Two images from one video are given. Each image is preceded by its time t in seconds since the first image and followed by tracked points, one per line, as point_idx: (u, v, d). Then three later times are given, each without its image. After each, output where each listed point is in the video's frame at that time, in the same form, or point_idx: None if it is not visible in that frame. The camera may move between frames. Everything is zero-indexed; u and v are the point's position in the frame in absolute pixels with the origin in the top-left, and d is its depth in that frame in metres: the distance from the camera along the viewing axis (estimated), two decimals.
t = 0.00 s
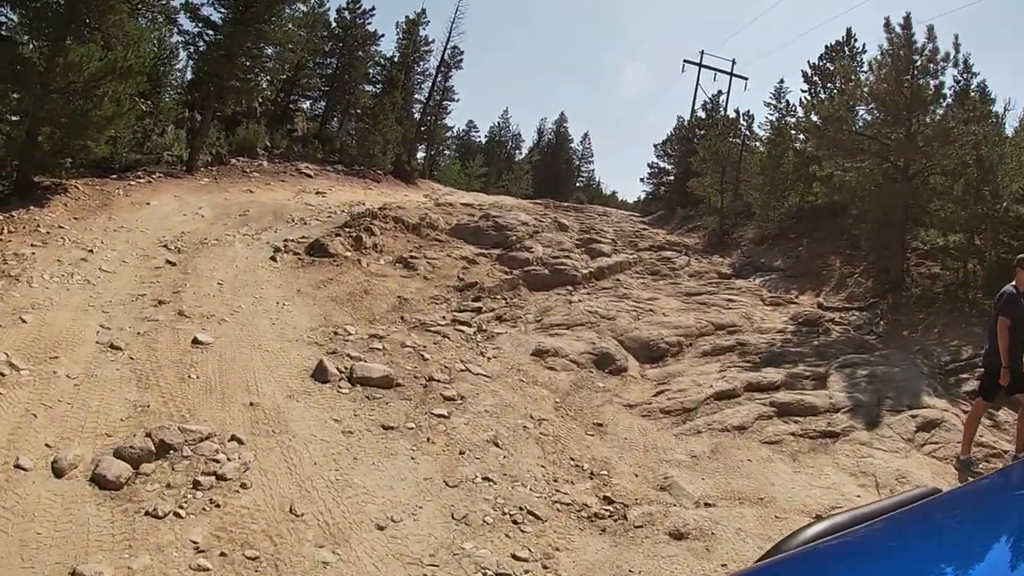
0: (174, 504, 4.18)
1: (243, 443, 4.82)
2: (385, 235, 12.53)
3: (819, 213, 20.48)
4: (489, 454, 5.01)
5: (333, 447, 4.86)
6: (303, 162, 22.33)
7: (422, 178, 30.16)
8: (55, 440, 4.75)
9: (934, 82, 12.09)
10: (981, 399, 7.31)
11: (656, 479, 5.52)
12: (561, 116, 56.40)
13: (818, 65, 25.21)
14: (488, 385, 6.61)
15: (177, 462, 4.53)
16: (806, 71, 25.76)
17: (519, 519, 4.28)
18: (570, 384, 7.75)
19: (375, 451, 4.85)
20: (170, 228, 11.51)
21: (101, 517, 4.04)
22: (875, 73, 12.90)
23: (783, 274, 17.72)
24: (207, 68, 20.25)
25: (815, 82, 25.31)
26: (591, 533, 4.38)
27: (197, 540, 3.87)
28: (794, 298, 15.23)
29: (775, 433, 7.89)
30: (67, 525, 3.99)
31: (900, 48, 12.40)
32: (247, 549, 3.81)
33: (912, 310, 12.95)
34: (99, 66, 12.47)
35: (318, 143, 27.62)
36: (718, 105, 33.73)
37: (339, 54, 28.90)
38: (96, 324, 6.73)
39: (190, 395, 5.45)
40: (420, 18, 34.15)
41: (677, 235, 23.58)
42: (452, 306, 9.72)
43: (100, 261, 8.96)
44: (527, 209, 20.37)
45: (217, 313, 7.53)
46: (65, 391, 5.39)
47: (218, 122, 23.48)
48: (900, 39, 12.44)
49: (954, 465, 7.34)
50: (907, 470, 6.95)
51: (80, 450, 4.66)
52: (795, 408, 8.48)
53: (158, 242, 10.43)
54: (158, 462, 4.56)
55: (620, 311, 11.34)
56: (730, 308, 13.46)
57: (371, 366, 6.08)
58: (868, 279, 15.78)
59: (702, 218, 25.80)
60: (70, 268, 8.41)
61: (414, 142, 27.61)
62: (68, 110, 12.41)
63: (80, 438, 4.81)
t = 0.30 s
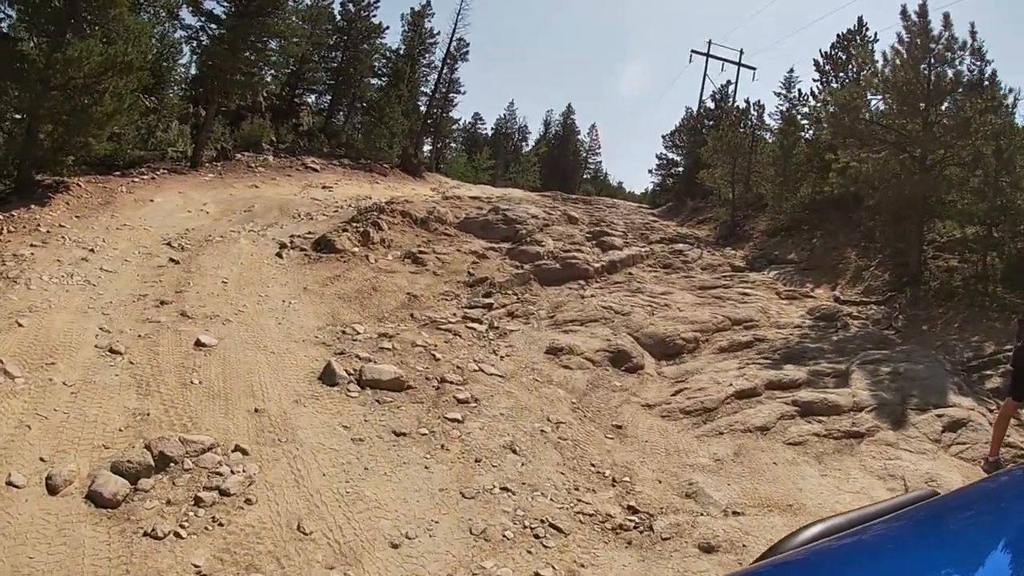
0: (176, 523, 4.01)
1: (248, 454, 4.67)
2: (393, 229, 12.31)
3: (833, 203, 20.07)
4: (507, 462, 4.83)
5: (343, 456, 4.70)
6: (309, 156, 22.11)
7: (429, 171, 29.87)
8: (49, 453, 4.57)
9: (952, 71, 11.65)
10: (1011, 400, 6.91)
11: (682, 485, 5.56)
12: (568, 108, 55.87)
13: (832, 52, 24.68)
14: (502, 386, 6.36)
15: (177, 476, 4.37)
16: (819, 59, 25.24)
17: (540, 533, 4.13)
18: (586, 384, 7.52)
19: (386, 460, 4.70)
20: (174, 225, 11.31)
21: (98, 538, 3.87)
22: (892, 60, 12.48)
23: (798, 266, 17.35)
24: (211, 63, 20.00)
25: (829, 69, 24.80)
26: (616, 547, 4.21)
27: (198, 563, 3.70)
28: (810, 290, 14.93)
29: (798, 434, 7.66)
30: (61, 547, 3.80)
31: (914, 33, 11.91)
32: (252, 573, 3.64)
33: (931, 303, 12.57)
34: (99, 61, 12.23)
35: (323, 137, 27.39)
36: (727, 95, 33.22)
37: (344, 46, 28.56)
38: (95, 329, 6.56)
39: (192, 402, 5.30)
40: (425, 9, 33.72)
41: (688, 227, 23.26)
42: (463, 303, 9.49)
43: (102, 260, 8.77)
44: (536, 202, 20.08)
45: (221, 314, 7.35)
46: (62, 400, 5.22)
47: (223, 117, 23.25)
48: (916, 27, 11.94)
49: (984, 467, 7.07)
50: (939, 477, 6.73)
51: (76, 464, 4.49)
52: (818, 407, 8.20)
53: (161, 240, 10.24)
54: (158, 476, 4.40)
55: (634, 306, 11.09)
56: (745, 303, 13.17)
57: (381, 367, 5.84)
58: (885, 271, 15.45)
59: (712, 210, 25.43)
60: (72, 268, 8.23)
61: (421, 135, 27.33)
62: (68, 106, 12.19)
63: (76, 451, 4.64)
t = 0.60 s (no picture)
0: (181, 531, 3.78)
1: (258, 454, 4.44)
2: (404, 220, 12.03)
3: (849, 193, 19.34)
4: (533, 463, 4.59)
5: (360, 456, 4.48)
6: (318, 147, 21.85)
7: (438, 162, 29.55)
8: (46, 456, 4.33)
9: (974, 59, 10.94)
10: None
11: (715, 486, 5.30)
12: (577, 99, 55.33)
13: (850, 38, 24.11)
14: (523, 380, 6.07)
15: (182, 480, 4.13)
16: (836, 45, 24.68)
17: (574, 539, 3.92)
18: (608, 378, 7.23)
19: (406, 461, 4.47)
20: (180, 216, 11.06)
21: (98, 549, 3.64)
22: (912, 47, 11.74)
23: (813, 257, 16.58)
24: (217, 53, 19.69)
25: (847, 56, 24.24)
26: (654, 553, 3.98)
27: None
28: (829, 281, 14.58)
29: (827, 430, 7.38)
30: (57, 561, 3.55)
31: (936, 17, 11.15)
32: None
33: (955, 294, 12.21)
34: (104, 49, 11.96)
35: (331, 128, 27.10)
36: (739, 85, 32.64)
37: (351, 36, 28.20)
38: (97, 322, 6.32)
39: (199, 398, 5.06)
40: None
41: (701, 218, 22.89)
42: (477, 294, 9.20)
43: (105, 251, 8.54)
44: (547, 192, 19.76)
45: (228, 306, 7.10)
46: (60, 398, 4.97)
47: (229, 108, 22.99)
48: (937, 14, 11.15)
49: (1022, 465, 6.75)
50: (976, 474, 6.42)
51: (75, 467, 4.24)
52: (846, 402, 7.87)
53: (167, 231, 10.00)
54: (162, 479, 4.16)
55: (653, 298, 10.78)
56: (765, 294, 12.82)
57: (396, 361, 5.57)
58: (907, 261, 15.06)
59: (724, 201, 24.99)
60: (75, 259, 8.00)
61: (430, 126, 26.99)
62: (72, 95, 11.94)
63: (75, 452, 4.39)
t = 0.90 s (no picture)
0: (185, 541, 3.56)
1: (268, 456, 4.23)
2: (415, 210, 11.77)
3: (866, 190, 18.83)
4: (558, 467, 4.35)
5: (377, 459, 4.28)
6: (327, 137, 21.61)
7: (448, 154, 29.26)
8: (42, 456, 4.10)
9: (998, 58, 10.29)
10: None
11: (746, 492, 5.04)
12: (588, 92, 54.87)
13: (871, 30, 23.57)
14: (543, 377, 5.81)
15: (187, 484, 3.91)
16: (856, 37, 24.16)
17: (605, 550, 3.70)
18: (629, 376, 6.96)
19: (425, 464, 4.25)
20: (187, 204, 10.83)
21: (95, 560, 3.42)
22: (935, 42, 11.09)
23: (829, 255, 15.91)
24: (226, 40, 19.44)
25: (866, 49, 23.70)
26: (690, 564, 3.74)
27: None
28: (848, 277, 14.22)
29: (854, 433, 7.10)
30: (51, 573, 3.33)
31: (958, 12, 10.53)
32: None
33: (977, 294, 11.88)
34: (112, 32, 11.69)
35: (340, 119, 26.84)
36: (752, 80, 32.13)
37: (362, 25, 27.89)
38: (100, 311, 6.09)
39: (206, 394, 4.85)
40: None
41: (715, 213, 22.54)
42: (492, 287, 8.93)
43: (110, 239, 8.31)
44: (559, 185, 19.46)
45: (237, 296, 6.87)
46: (59, 393, 4.75)
47: (239, 96, 22.75)
48: (960, 10, 10.50)
49: None
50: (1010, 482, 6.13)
51: (72, 468, 4.02)
52: (873, 405, 7.58)
53: (175, 218, 9.78)
54: (165, 483, 3.94)
55: (671, 294, 10.49)
56: (783, 291, 12.51)
57: (413, 357, 5.35)
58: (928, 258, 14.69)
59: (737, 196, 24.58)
60: (79, 246, 7.78)
61: (440, 117, 26.68)
62: (78, 79, 11.69)
63: (73, 452, 4.16)
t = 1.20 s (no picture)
0: (185, 559, 3.36)
1: (274, 465, 4.05)
2: (425, 204, 11.55)
3: (882, 186, 18.47)
4: (582, 476, 4.17)
5: (390, 467, 4.09)
6: (335, 129, 21.38)
7: (456, 147, 28.99)
8: (33, 464, 3.90)
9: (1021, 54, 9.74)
10: None
11: (774, 501, 4.81)
12: (597, 85, 54.42)
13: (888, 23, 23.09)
14: (560, 378, 5.57)
15: (187, 498, 3.72)
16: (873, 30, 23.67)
17: (634, 567, 3.50)
18: (647, 377, 6.73)
19: (441, 474, 4.06)
20: (192, 195, 10.64)
21: None
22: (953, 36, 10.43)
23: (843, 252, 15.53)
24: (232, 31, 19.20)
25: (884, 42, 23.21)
26: None
27: None
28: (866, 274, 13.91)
29: (878, 438, 6.84)
30: None
31: (980, 5, 10.03)
32: None
33: (1000, 294, 11.56)
34: (116, 21, 11.47)
35: (348, 111, 26.61)
36: (763, 74, 31.69)
37: (370, 16, 27.59)
38: (99, 307, 5.89)
39: (209, 397, 4.66)
40: None
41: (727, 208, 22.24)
42: (504, 283, 8.70)
43: (112, 231, 8.10)
44: (570, 179, 19.19)
45: (241, 291, 6.66)
46: (53, 394, 4.55)
47: (246, 87, 22.55)
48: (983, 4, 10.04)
49: None
50: None
51: (66, 477, 3.83)
52: (896, 408, 7.31)
53: (179, 210, 9.57)
54: (165, 495, 3.75)
55: (686, 291, 10.24)
56: (799, 289, 12.22)
57: (425, 356, 5.18)
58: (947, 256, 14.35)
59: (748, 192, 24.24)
60: (81, 238, 7.59)
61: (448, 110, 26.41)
62: (81, 69, 11.47)
63: (66, 459, 3.96)
